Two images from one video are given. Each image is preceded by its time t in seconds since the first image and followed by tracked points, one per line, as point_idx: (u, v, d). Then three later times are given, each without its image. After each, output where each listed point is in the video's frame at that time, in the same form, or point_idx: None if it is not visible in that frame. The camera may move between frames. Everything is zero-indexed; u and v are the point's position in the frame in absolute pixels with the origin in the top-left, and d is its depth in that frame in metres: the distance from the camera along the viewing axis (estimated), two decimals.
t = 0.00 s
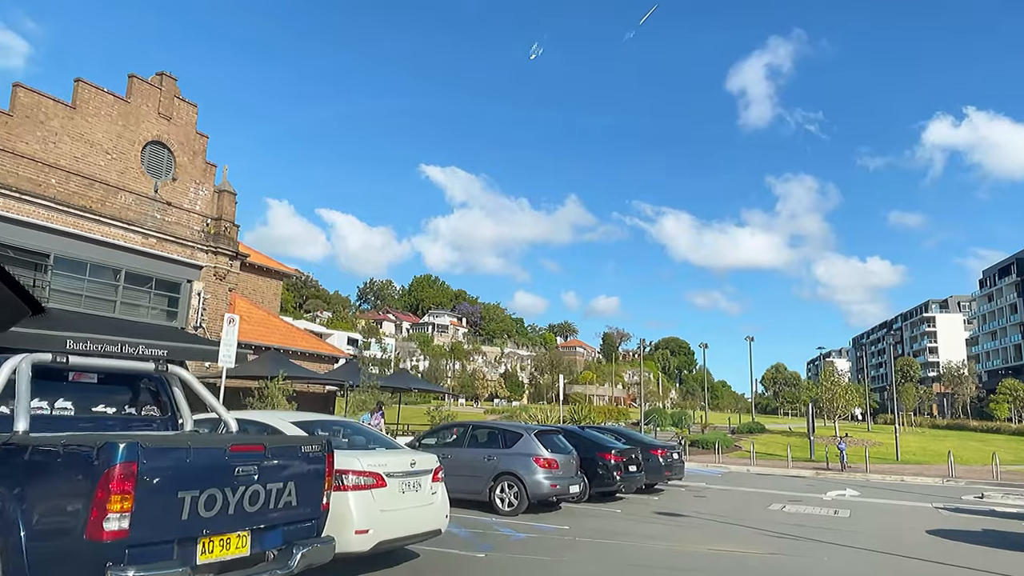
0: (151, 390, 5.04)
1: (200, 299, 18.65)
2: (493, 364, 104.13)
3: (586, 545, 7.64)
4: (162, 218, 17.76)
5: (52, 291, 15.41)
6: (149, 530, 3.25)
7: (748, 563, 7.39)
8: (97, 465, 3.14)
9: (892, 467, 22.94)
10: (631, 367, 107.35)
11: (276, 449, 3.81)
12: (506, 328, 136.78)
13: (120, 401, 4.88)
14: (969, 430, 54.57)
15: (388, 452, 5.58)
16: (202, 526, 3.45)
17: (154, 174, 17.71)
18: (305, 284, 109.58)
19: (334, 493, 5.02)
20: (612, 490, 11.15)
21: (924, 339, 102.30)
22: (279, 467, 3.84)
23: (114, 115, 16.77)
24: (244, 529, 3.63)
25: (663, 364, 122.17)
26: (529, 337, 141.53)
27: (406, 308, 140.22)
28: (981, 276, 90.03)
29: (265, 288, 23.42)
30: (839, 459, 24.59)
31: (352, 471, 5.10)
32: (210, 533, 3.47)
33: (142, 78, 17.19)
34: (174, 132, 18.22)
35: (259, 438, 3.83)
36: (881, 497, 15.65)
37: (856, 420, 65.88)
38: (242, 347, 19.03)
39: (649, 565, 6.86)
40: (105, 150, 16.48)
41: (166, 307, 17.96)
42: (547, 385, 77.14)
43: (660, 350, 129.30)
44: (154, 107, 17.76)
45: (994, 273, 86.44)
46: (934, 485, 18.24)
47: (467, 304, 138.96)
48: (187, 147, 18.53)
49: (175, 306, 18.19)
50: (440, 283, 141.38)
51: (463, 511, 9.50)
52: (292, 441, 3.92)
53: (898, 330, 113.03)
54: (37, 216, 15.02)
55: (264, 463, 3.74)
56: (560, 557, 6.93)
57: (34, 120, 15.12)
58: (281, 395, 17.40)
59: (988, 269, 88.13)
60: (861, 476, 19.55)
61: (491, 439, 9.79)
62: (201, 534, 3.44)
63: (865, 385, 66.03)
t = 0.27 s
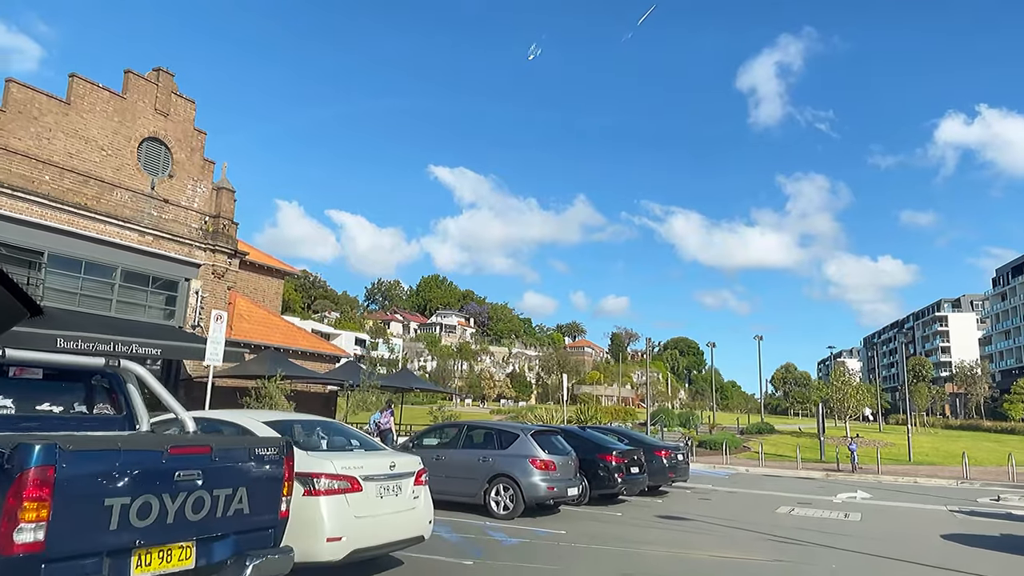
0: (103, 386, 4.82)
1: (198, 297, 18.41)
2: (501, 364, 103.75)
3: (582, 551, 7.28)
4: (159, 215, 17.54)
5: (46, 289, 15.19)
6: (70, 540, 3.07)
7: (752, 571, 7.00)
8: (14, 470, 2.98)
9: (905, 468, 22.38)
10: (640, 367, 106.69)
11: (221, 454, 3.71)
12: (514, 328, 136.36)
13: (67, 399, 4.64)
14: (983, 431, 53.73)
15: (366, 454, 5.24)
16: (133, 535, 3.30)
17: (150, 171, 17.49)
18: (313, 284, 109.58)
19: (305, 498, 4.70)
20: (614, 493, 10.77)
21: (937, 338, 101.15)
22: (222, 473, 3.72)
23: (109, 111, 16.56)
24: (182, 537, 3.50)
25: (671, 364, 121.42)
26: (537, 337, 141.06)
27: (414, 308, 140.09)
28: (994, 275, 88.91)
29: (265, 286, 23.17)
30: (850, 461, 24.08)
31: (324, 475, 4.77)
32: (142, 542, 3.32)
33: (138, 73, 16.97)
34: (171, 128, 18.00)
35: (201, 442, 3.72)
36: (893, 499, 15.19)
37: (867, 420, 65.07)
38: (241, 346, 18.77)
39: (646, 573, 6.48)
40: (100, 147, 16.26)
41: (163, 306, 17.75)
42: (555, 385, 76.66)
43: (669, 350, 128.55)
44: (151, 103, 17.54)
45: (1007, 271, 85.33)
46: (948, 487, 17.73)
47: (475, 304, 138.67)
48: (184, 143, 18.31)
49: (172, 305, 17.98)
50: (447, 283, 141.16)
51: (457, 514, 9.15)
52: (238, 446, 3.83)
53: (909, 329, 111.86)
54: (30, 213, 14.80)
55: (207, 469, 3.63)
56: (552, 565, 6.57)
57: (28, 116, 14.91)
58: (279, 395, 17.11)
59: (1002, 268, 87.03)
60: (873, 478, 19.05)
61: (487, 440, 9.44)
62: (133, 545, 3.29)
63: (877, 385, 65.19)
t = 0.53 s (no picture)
0: (51, 383, 4.40)
1: (196, 296, 18.20)
2: (509, 365, 103.48)
3: (577, 558, 6.91)
4: (156, 213, 17.33)
5: (42, 286, 14.98)
6: None
7: None
8: None
9: (918, 470, 21.84)
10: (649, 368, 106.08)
11: (156, 456, 3.42)
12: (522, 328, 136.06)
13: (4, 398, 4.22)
14: (997, 432, 52.93)
15: (339, 455, 4.93)
16: (51, 549, 2.99)
17: (147, 168, 17.28)
18: (321, 286, 109.78)
19: (271, 503, 4.39)
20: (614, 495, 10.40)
21: (950, 338, 100.02)
22: (159, 476, 3.44)
23: (105, 107, 16.35)
24: (110, 551, 3.22)
25: (681, 364, 120.76)
26: (546, 337, 140.71)
27: (422, 309, 140.08)
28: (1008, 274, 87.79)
29: (266, 285, 22.97)
30: (861, 462, 23.60)
31: (292, 479, 4.47)
32: (61, 556, 3.03)
33: (134, 69, 16.76)
34: (169, 125, 17.80)
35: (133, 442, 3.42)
36: (906, 502, 14.74)
37: (879, 421, 64.30)
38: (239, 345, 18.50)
39: None
40: (96, 143, 16.05)
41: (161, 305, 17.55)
42: (562, 386, 76.28)
43: (678, 350, 127.79)
44: (147, 99, 17.33)
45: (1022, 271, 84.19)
46: (962, 489, 17.24)
47: (483, 305, 138.50)
48: (182, 140, 18.09)
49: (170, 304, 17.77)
50: (456, 284, 141.06)
51: (451, 518, 8.83)
52: (179, 447, 3.56)
53: (922, 329, 110.68)
54: (24, 210, 14.58)
55: (141, 472, 3.34)
56: (543, 574, 6.21)
57: (22, 112, 14.71)
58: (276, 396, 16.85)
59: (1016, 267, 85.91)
60: (885, 480, 18.59)
61: (481, 441, 9.11)
62: (50, 558, 2.98)
63: (888, 386, 64.44)
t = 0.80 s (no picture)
0: None
1: (195, 295, 17.98)
2: (517, 365, 103.12)
3: (571, 565, 6.57)
4: (153, 210, 17.11)
5: (36, 285, 14.78)
6: None
7: None
8: None
9: (932, 471, 21.32)
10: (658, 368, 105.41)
11: (79, 459, 3.18)
12: (530, 328, 135.60)
13: None
14: (1012, 433, 52.05)
15: (311, 458, 4.61)
16: None
17: (144, 165, 17.07)
18: (329, 286, 109.84)
19: (233, 509, 4.09)
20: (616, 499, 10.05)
21: (963, 338, 98.78)
22: (82, 481, 3.18)
23: (101, 103, 16.15)
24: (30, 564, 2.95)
25: (690, 364, 119.95)
26: (554, 338, 140.24)
27: (430, 309, 139.98)
28: None
29: (268, 285, 22.78)
30: (873, 464, 23.11)
31: (256, 483, 4.15)
32: None
33: (131, 64, 16.56)
34: (167, 122, 17.59)
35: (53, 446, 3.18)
36: (920, 505, 14.30)
37: (891, 422, 63.47)
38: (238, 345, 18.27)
39: None
40: (92, 140, 15.85)
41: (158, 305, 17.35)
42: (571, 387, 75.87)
43: (687, 351, 126.98)
44: (145, 96, 17.12)
45: None
46: (978, 492, 16.75)
47: (491, 305, 138.20)
48: (180, 137, 17.88)
49: (168, 303, 17.56)
50: (464, 284, 140.86)
51: (443, 522, 8.50)
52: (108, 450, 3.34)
53: (935, 329, 109.44)
54: (18, 208, 14.37)
55: (62, 476, 3.08)
56: None
57: (16, 109, 14.52)
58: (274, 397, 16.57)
59: None
60: (898, 482, 18.12)
61: (476, 443, 8.79)
62: None
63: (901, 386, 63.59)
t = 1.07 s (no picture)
0: None
1: (193, 294, 17.76)
2: (524, 366, 102.75)
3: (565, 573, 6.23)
4: (150, 208, 16.90)
5: (31, 283, 14.59)
6: None
7: None
8: None
9: (946, 473, 20.81)
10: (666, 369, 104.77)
11: None
12: (538, 329, 135.19)
13: None
14: None
15: (278, 460, 4.31)
16: None
17: (142, 163, 16.88)
18: (337, 288, 109.89)
19: (189, 516, 3.80)
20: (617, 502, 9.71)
21: (976, 338, 97.59)
22: None
23: (97, 100, 15.95)
24: None
25: (699, 365, 119.16)
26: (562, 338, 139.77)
27: (438, 310, 139.84)
28: None
29: (270, 284, 22.57)
30: (885, 466, 22.61)
31: (216, 488, 3.85)
32: None
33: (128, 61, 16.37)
34: (164, 119, 17.39)
35: None
36: (933, 508, 13.86)
37: (903, 423, 62.65)
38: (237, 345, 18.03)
39: None
40: (88, 137, 15.66)
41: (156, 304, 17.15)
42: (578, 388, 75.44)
43: (696, 352, 126.15)
44: (142, 92, 16.92)
45: None
46: (994, 495, 16.27)
47: (499, 306, 137.87)
48: (178, 134, 17.68)
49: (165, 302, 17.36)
50: (471, 285, 140.64)
51: (436, 526, 8.18)
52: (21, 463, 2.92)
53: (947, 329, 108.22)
54: (12, 205, 14.17)
55: None
56: None
57: (10, 105, 14.33)
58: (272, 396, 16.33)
59: None
60: (910, 484, 17.65)
61: (471, 444, 8.47)
62: None
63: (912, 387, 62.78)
